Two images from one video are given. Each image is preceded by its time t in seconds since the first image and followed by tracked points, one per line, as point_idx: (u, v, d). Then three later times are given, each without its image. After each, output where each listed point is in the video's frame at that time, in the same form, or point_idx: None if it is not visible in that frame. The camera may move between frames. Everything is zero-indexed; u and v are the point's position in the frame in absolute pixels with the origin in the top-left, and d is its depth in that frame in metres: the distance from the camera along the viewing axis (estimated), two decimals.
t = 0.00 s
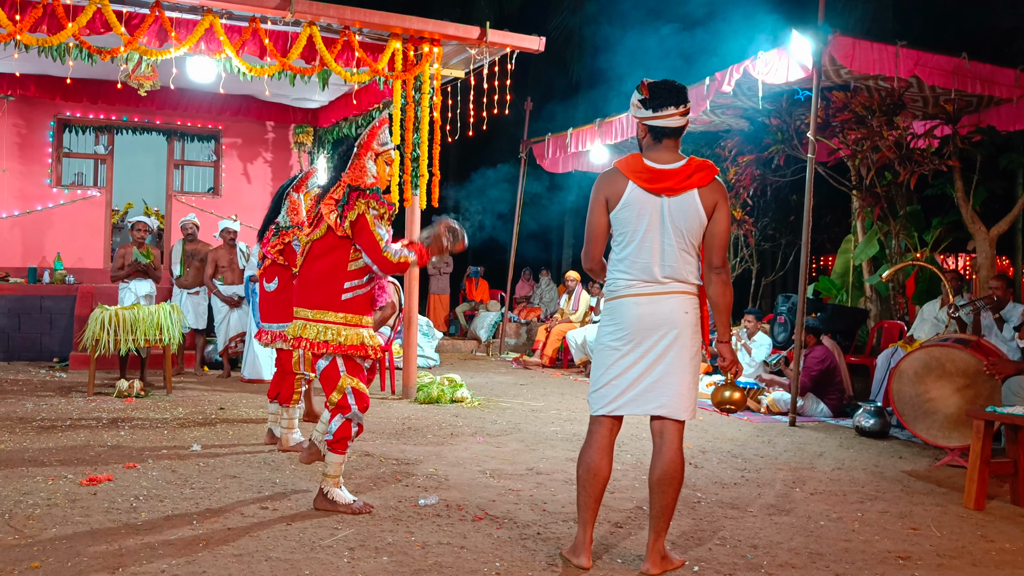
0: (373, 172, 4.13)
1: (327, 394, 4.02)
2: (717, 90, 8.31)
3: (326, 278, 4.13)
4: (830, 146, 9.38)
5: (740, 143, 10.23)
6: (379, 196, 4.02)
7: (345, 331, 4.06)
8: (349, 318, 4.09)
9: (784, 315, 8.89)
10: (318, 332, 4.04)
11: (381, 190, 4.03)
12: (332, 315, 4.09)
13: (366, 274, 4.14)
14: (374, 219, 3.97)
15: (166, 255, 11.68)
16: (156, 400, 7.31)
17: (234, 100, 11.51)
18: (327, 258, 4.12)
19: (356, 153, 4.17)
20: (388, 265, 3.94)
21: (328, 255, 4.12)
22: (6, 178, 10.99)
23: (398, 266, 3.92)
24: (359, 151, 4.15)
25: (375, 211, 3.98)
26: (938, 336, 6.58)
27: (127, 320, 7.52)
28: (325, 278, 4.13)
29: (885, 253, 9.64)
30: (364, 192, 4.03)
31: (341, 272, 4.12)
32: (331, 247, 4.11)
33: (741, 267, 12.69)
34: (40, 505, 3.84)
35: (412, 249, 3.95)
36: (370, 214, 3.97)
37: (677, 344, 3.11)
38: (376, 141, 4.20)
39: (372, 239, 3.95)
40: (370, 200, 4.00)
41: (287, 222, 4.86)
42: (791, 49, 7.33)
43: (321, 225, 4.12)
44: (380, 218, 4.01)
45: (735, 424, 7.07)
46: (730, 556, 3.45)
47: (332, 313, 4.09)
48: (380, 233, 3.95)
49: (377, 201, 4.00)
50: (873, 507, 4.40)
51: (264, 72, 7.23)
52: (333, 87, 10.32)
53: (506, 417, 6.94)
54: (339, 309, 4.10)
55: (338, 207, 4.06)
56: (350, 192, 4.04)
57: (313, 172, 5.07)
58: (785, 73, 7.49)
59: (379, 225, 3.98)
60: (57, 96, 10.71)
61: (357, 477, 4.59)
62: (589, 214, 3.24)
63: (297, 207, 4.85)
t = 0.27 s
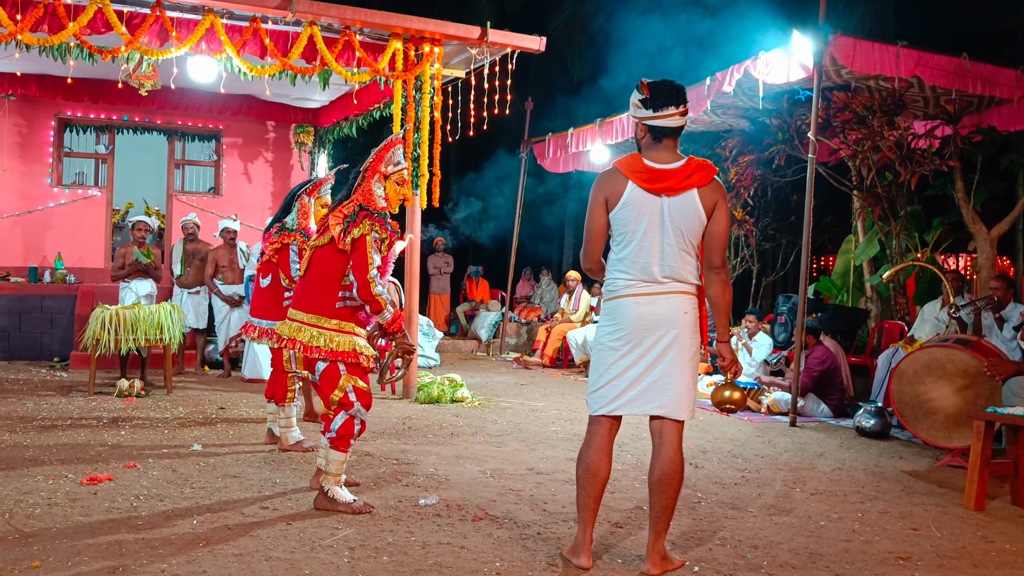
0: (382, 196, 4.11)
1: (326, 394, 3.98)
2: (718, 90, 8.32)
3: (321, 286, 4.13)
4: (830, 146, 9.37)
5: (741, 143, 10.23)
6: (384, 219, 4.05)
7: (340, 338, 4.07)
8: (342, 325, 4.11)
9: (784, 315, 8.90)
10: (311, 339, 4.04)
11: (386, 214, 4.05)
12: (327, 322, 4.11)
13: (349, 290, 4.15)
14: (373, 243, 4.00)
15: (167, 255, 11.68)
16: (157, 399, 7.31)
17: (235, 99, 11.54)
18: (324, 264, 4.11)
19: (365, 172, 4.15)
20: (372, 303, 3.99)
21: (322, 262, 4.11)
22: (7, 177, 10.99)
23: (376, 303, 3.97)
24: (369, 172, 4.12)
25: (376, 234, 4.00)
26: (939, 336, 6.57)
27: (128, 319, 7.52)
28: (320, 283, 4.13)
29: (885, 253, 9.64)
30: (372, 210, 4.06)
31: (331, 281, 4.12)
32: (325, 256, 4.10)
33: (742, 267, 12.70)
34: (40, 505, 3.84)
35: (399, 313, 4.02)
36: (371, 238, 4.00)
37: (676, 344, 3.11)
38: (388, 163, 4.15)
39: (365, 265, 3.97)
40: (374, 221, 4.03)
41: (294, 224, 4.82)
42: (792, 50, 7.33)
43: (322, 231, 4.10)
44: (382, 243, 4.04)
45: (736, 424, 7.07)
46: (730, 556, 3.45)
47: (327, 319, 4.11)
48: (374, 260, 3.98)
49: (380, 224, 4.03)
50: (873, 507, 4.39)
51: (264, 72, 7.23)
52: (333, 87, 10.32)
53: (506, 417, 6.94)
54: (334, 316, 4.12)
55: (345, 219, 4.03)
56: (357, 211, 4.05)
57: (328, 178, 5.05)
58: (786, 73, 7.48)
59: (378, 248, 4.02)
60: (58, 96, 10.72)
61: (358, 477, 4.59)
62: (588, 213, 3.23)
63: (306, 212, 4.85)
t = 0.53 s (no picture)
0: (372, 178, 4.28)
1: (353, 377, 4.19)
2: (718, 90, 8.37)
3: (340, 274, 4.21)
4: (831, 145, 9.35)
5: (742, 142, 10.18)
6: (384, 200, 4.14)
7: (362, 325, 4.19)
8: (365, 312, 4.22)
9: (785, 315, 8.88)
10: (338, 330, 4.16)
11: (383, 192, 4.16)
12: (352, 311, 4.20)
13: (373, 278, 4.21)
14: (376, 217, 4.09)
15: (168, 255, 11.68)
16: (158, 400, 7.32)
17: (235, 100, 11.55)
18: (339, 254, 4.20)
19: (351, 160, 4.35)
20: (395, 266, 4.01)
21: (337, 254, 4.20)
22: (8, 178, 11.00)
23: (396, 266, 4.00)
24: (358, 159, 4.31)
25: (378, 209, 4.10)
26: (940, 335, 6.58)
27: (129, 319, 7.53)
28: (339, 275, 4.21)
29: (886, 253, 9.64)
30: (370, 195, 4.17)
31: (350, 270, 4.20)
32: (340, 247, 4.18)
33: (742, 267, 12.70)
34: (42, 505, 3.84)
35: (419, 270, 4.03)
36: (373, 216, 4.10)
37: (676, 344, 3.11)
38: (371, 146, 4.32)
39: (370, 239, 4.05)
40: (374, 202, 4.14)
41: (300, 223, 5.02)
42: (792, 50, 7.33)
43: (331, 224, 4.21)
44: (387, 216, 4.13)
45: (737, 424, 7.07)
46: (731, 556, 3.45)
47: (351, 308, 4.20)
48: (380, 232, 4.05)
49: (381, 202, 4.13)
50: (874, 507, 4.39)
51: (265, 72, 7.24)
52: (334, 87, 10.33)
53: (507, 416, 6.94)
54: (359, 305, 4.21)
55: (344, 211, 4.19)
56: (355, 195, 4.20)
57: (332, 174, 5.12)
58: (787, 72, 7.48)
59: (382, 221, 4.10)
60: (58, 96, 10.74)
61: (360, 477, 4.59)
62: (587, 213, 3.21)
63: (310, 212, 5.00)
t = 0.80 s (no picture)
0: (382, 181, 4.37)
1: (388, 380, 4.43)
2: (719, 90, 8.37)
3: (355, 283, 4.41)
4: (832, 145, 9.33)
5: (744, 142, 10.18)
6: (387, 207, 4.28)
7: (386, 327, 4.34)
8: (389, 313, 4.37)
9: (786, 315, 8.85)
10: (365, 333, 4.33)
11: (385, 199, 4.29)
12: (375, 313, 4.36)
13: (388, 284, 4.32)
14: (371, 224, 4.23)
15: (169, 255, 11.68)
16: (159, 400, 7.32)
17: (236, 100, 11.56)
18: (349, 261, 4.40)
19: (365, 163, 4.44)
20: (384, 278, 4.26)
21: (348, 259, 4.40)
22: (9, 178, 11.01)
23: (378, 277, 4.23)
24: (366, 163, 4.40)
25: (375, 215, 4.24)
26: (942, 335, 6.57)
27: (130, 319, 7.54)
28: (356, 280, 4.41)
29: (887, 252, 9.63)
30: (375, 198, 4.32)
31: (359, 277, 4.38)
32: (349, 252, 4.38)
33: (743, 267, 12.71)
34: (43, 505, 3.84)
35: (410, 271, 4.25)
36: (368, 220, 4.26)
37: (676, 344, 3.11)
38: (381, 149, 4.40)
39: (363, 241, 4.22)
40: (377, 208, 4.29)
41: (301, 220, 5.07)
42: (793, 49, 7.33)
43: (343, 235, 4.51)
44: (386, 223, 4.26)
45: (738, 424, 7.07)
46: (733, 556, 3.45)
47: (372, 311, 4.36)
48: (371, 237, 4.21)
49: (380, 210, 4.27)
50: (875, 507, 4.39)
51: (266, 72, 7.24)
52: (335, 88, 10.33)
53: (509, 417, 6.94)
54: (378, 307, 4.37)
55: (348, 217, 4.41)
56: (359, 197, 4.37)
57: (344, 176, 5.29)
58: (788, 72, 7.48)
59: (375, 227, 4.23)
60: (59, 96, 10.75)
61: (361, 477, 4.59)
62: (587, 212, 3.19)
63: (316, 211, 5.15)
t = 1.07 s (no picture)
0: (410, 185, 4.55)
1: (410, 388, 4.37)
2: (719, 89, 8.38)
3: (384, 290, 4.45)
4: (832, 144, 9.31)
5: (743, 142, 10.17)
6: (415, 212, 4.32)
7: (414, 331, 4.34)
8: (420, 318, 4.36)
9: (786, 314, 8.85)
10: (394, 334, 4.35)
11: (408, 205, 4.35)
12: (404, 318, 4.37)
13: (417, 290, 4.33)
14: (399, 231, 4.30)
15: (169, 255, 11.68)
16: (159, 400, 7.32)
17: (236, 99, 11.57)
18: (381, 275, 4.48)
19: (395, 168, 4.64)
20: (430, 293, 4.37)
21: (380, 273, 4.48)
22: (9, 178, 11.01)
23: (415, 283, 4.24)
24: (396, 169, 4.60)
25: (402, 223, 4.30)
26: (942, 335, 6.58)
27: (130, 319, 7.54)
28: (386, 286, 4.45)
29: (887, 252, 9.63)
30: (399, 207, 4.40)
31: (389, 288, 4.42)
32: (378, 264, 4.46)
33: (743, 267, 12.71)
34: (43, 505, 3.84)
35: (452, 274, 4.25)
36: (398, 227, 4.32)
37: (676, 343, 3.12)
38: (409, 155, 4.59)
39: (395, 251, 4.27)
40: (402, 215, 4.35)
41: (328, 228, 5.41)
42: (793, 49, 7.33)
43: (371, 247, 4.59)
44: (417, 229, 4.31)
45: (738, 424, 7.07)
46: (732, 556, 3.45)
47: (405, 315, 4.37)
48: (402, 243, 4.26)
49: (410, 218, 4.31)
50: (874, 506, 4.39)
51: (266, 72, 7.24)
52: (335, 87, 10.33)
53: (508, 416, 6.94)
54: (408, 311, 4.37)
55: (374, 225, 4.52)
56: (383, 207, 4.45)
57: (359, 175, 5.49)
58: (787, 72, 7.49)
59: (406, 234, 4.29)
60: (59, 96, 10.75)
61: (361, 477, 4.59)
62: (589, 209, 3.16)
63: (337, 213, 5.43)
